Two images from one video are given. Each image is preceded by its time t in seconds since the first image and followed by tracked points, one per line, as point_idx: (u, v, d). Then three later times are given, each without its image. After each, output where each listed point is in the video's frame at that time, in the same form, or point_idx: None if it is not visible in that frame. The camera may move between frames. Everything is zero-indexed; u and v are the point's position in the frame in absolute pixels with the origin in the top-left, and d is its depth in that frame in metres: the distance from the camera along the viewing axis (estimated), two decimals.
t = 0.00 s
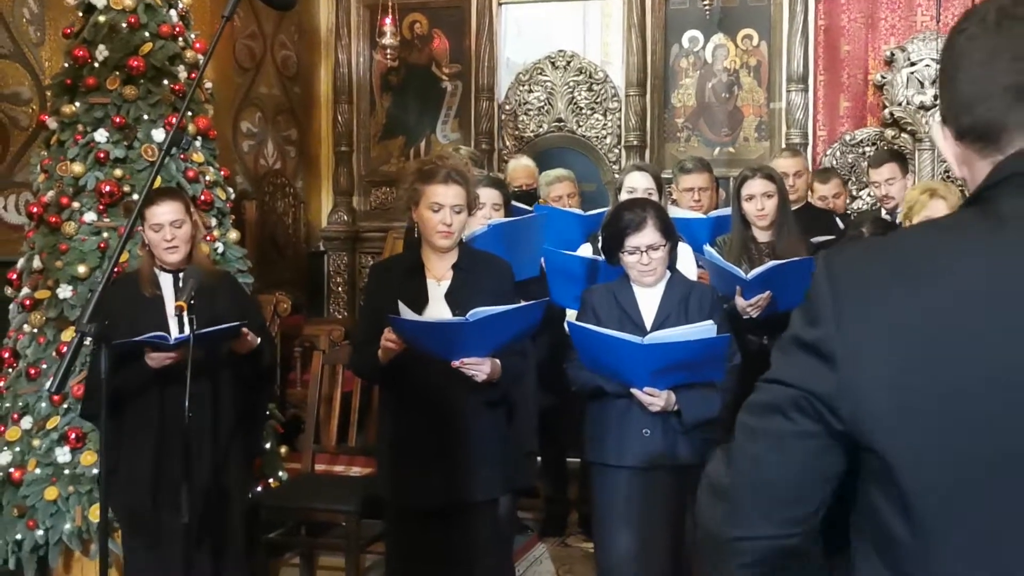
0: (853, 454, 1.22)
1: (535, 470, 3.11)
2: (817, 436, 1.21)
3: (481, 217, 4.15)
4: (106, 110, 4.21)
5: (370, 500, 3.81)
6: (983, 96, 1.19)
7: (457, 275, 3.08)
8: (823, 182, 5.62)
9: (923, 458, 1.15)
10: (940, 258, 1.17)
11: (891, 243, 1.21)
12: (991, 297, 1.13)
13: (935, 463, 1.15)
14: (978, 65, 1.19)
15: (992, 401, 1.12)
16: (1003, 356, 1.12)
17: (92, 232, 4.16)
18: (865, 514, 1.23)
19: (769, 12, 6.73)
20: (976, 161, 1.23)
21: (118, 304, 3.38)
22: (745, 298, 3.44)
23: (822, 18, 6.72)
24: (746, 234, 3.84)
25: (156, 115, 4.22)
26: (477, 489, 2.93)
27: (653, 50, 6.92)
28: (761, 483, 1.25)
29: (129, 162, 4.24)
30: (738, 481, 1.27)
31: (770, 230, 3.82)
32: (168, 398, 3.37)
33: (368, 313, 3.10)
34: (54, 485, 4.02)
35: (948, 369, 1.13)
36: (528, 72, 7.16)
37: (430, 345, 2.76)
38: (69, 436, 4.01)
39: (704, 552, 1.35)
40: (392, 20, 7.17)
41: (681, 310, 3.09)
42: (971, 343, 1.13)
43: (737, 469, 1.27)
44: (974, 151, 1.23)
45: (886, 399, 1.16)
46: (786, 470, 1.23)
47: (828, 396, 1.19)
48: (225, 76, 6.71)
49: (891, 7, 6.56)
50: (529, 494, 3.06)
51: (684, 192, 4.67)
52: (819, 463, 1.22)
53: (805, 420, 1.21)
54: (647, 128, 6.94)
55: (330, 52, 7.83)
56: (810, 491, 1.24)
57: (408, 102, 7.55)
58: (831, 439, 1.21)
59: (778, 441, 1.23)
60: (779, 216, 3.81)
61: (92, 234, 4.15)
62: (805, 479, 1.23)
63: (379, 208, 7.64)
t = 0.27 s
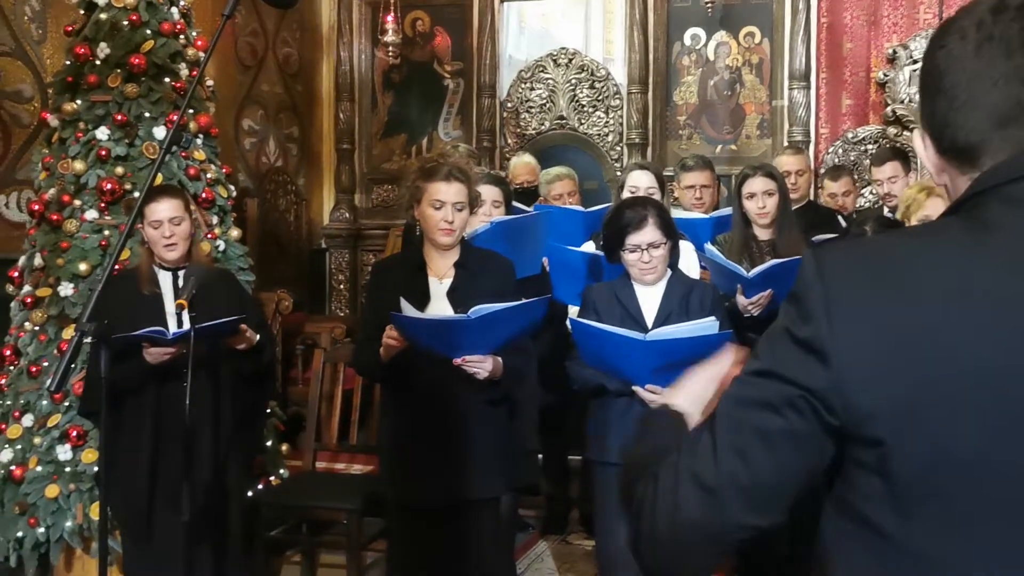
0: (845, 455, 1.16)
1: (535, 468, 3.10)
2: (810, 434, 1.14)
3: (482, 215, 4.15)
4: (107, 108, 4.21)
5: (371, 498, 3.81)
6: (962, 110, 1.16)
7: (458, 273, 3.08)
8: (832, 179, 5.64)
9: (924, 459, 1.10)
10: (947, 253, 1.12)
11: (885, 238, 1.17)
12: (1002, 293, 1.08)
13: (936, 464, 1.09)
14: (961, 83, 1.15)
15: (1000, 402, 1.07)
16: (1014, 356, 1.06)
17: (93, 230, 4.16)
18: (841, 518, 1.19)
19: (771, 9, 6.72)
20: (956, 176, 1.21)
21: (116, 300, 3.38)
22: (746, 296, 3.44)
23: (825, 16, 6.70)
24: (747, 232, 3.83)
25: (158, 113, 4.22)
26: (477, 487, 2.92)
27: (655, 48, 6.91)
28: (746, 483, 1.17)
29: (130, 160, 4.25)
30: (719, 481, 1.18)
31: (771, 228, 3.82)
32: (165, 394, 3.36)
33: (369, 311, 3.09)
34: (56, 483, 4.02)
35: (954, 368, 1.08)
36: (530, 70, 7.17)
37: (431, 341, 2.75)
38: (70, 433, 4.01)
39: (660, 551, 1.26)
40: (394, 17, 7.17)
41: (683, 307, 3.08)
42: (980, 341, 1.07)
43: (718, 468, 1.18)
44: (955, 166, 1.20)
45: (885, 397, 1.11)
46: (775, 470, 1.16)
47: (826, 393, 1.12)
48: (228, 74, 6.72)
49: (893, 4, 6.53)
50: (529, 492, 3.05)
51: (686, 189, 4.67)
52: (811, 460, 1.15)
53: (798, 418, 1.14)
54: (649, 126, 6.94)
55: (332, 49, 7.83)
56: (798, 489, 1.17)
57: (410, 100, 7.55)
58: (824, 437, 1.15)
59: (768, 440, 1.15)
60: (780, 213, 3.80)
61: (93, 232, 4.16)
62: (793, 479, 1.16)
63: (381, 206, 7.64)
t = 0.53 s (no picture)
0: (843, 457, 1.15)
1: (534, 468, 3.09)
2: (814, 433, 1.13)
3: (481, 215, 4.14)
4: (105, 108, 4.19)
5: (370, 498, 3.80)
6: (937, 141, 1.19)
7: (457, 272, 3.07)
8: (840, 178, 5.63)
9: (926, 460, 1.10)
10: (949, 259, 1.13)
11: (880, 245, 1.18)
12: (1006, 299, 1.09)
13: (936, 464, 1.10)
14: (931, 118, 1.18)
15: (1002, 405, 1.08)
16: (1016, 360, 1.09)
17: (92, 229, 4.15)
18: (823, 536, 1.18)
19: (771, 8, 6.71)
20: (932, 205, 1.24)
21: (113, 300, 3.37)
22: (745, 296, 3.42)
23: (825, 15, 6.69)
24: (746, 232, 3.82)
25: (156, 113, 4.22)
26: (476, 487, 2.91)
27: (655, 47, 6.90)
28: (747, 485, 1.14)
29: (129, 160, 4.24)
30: (720, 483, 1.15)
31: (770, 228, 3.81)
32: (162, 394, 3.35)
33: (368, 311, 3.08)
34: (54, 483, 4.02)
35: (960, 369, 1.09)
36: (530, 69, 7.16)
37: (431, 340, 2.74)
38: (69, 434, 4.00)
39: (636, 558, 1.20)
40: (394, 16, 7.16)
41: (682, 306, 3.07)
42: (984, 345, 1.08)
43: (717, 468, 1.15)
44: (930, 196, 1.23)
45: (890, 394, 1.10)
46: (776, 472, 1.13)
47: (834, 390, 1.11)
48: (228, 74, 6.72)
49: (893, 3, 6.52)
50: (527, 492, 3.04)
51: (685, 189, 4.66)
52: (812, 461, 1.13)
53: (803, 417, 1.12)
54: (649, 125, 6.93)
55: (332, 49, 7.82)
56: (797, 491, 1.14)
57: (410, 99, 7.54)
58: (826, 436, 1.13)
59: (773, 439, 1.13)
60: (779, 213, 3.80)
61: (92, 232, 4.15)
62: (794, 482, 1.14)
63: (381, 205, 7.63)
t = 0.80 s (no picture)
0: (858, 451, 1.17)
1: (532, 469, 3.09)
2: (839, 425, 1.13)
3: (480, 215, 4.14)
4: (104, 108, 4.19)
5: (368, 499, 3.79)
6: (907, 170, 1.22)
7: (457, 273, 3.07)
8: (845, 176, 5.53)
9: (942, 452, 1.13)
10: (967, 268, 1.16)
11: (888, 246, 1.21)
12: (1014, 309, 1.13)
13: (940, 460, 1.13)
14: (902, 145, 1.22)
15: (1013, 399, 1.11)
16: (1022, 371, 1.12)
17: (91, 230, 4.16)
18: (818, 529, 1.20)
19: (771, 9, 6.72)
20: (904, 228, 1.27)
21: (111, 301, 3.37)
22: (743, 297, 3.41)
23: (824, 15, 6.70)
24: (744, 232, 3.82)
25: (155, 113, 4.22)
26: (474, 487, 2.90)
27: (655, 48, 6.90)
28: (773, 484, 1.12)
29: (127, 161, 4.24)
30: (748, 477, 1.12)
31: (769, 229, 3.81)
32: (160, 395, 3.34)
33: (366, 312, 3.08)
34: (53, 484, 4.02)
35: (971, 374, 1.11)
36: (530, 69, 7.17)
37: (429, 340, 2.75)
38: (67, 434, 4.00)
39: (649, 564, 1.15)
40: (393, 17, 7.16)
41: (680, 307, 3.07)
42: (995, 353, 1.11)
43: (745, 467, 1.13)
44: (902, 220, 1.26)
45: (914, 386, 1.12)
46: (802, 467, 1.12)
47: (862, 381, 1.12)
48: (228, 75, 6.72)
49: (893, 3, 6.49)
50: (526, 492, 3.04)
51: (685, 189, 4.66)
52: (836, 453, 1.13)
53: (831, 407, 1.13)
54: (648, 126, 6.93)
55: (332, 49, 7.83)
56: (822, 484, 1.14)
57: (409, 100, 7.54)
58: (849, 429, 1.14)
59: (804, 432, 1.12)
60: (778, 214, 3.79)
61: (90, 232, 4.15)
62: (817, 479, 1.13)
63: (380, 205, 7.63)
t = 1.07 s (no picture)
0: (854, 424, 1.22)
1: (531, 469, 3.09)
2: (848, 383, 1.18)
3: (479, 216, 4.15)
4: (104, 108, 4.19)
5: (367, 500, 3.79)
6: (890, 168, 1.30)
7: (457, 274, 3.07)
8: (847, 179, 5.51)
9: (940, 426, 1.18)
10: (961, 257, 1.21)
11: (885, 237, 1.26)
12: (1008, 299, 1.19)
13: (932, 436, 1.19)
14: (884, 147, 1.30)
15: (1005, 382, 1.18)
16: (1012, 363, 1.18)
17: (90, 230, 4.16)
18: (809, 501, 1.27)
19: (770, 9, 6.72)
20: (886, 222, 1.35)
21: (110, 301, 3.37)
22: (741, 297, 3.41)
23: (824, 15, 6.69)
24: (743, 232, 3.83)
25: (155, 114, 4.22)
26: (474, 487, 2.90)
27: (654, 48, 6.91)
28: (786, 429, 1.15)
29: (126, 161, 4.24)
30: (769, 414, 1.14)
31: (767, 229, 3.81)
32: (158, 397, 3.33)
33: (366, 312, 3.09)
34: (53, 484, 4.02)
35: (971, 356, 1.17)
36: (529, 70, 7.17)
37: (429, 339, 2.75)
38: (67, 435, 4.00)
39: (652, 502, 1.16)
40: (393, 17, 7.16)
41: (679, 307, 3.08)
42: (991, 339, 1.18)
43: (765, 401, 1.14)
44: (885, 215, 1.34)
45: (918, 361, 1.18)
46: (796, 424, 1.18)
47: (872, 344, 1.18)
48: (227, 76, 6.72)
49: (892, 5, 6.51)
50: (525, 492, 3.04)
51: (684, 189, 4.66)
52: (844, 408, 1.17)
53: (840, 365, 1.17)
54: (648, 126, 6.94)
55: (331, 49, 7.83)
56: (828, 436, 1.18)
57: (408, 100, 7.54)
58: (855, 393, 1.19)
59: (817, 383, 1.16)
60: (777, 214, 3.80)
61: (89, 233, 4.16)
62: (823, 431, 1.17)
63: (380, 206, 7.63)
